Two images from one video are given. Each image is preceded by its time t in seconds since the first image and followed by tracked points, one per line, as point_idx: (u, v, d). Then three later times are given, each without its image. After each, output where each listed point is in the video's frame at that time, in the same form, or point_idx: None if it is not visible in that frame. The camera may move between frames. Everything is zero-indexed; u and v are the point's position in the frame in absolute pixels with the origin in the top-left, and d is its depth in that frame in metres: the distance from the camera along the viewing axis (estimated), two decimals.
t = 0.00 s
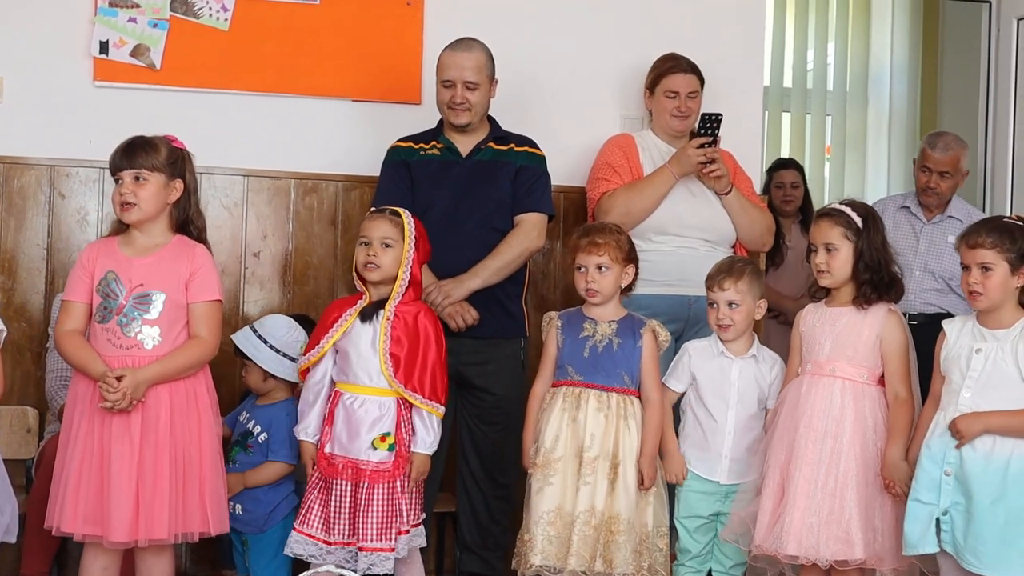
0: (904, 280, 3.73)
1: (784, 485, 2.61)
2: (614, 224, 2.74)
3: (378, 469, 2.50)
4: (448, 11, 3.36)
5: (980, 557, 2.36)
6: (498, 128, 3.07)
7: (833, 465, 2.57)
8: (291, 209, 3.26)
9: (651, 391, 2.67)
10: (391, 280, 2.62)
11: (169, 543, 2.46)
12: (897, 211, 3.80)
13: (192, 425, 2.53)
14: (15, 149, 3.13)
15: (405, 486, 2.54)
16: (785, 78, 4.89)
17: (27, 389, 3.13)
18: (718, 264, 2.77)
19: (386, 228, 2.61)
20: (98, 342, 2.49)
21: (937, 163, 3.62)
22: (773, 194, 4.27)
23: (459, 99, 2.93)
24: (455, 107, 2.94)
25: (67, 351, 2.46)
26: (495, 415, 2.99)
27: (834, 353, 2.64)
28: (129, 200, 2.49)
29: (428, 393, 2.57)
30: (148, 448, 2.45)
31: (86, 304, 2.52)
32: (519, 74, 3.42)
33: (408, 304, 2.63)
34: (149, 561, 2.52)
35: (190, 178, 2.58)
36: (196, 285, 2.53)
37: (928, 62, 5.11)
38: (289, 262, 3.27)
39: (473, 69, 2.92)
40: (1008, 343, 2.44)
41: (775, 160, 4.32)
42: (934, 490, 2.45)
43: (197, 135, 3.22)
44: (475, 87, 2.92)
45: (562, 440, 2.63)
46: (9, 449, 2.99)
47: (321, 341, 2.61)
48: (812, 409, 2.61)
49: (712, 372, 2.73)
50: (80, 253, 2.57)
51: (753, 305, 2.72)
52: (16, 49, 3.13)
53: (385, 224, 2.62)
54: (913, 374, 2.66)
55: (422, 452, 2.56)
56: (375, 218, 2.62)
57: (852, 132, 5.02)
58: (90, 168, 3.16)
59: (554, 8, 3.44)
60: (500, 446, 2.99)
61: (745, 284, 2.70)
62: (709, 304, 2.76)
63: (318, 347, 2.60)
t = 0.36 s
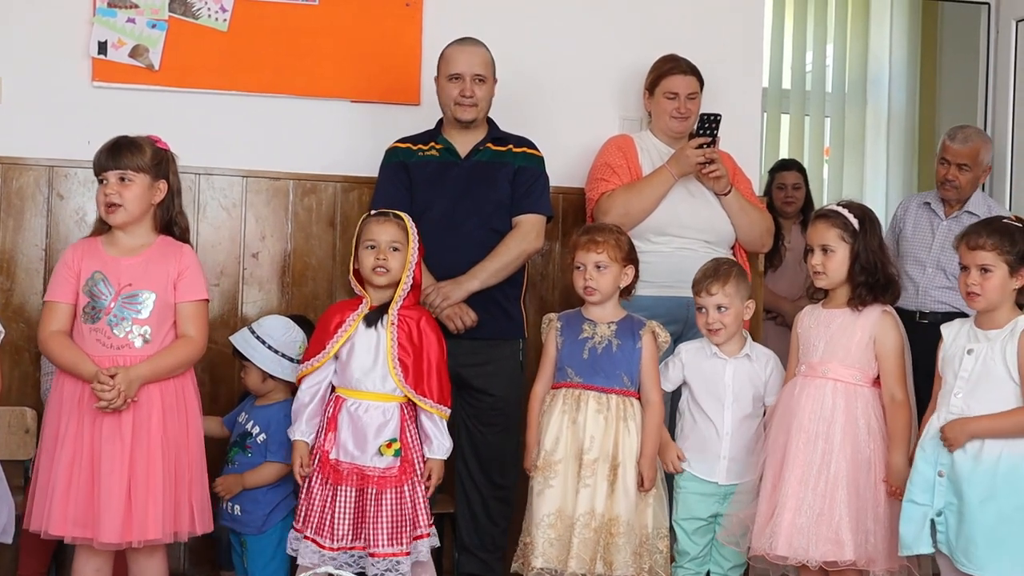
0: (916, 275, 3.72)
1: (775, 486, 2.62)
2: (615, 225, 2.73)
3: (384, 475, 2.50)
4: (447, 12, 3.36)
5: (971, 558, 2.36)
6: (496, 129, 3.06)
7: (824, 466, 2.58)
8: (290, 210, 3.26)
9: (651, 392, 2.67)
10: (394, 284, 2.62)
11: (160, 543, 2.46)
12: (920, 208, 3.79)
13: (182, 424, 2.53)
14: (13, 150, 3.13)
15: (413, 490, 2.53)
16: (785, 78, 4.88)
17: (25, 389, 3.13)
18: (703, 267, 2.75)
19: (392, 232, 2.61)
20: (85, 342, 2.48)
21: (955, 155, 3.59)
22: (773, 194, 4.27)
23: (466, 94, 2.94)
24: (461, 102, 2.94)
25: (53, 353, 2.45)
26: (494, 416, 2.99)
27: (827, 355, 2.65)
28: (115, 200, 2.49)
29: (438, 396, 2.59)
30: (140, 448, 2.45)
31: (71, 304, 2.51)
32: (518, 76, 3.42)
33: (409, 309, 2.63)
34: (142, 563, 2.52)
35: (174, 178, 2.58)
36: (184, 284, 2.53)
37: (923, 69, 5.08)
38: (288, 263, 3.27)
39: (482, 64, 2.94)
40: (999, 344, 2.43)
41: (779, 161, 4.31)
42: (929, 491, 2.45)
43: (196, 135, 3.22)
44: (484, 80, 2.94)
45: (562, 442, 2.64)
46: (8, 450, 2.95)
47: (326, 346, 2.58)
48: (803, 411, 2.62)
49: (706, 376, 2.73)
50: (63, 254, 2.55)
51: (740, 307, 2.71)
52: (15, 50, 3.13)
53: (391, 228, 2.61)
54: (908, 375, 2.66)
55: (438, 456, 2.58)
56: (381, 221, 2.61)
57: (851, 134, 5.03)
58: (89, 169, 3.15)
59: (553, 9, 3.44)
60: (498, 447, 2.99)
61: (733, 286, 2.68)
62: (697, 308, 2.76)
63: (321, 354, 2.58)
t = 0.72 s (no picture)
0: (911, 278, 3.70)
1: (774, 486, 2.62)
2: (614, 225, 2.73)
3: (395, 477, 2.50)
4: (447, 12, 3.36)
5: (969, 558, 2.36)
6: (495, 130, 3.06)
7: (823, 466, 2.58)
8: (290, 210, 3.26)
9: (648, 393, 2.67)
10: (395, 287, 2.61)
11: (159, 542, 2.46)
12: (905, 209, 3.79)
13: (180, 424, 2.54)
14: (13, 150, 3.13)
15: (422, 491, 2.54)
16: (784, 79, 4.89)
17: (24, 389, 3.12)
18: (685, 270, 2.75)
19: (391, 237, 2.60)
20: (82, 341, 2.47)
21: (938, 152, 3.62)
22: (773, 194, 4.27)
23: (467, 94, 2.94)
24: (462, 103, 2.94)
25: (50, 354, 2.44)
26: (493, 416, 2.99)
27: (825, 356, 2.65)
28: (110, 199, 2.48)
29: (442, 397, 2.59)
30: (140, 447, 2.45)
31: (66, 304, 2.50)
32: (518, 76, 3.42)
33: (411, 312, 2.63)
34: (141, 563, 2.52)
35: (168, 178, 2.58)
36: (181, 283, 2.54)
37: (922, 68, 5.04)
38: (288, 263, 3.27)
39: (483, 65, 2.94)
40: (997, 344, 2.43)
41: (780, 161, 4.31)
42: (928, 492, 2.46)
43: (195, 136, 3.22)
44: (486, 81, 2.94)
45: (559, 442, 2.63)
46: (7, 450, 2.95)
47: (331, 352, 2.57)
48: (802, 411, 2.62)
49: (700, 379, 2.73)
50: (56, 255, 2.54)
51: (728, 305, 2.71)
52: (15, 50, 3.13)
53: (390, 233, 2.61)
54: (906, 374, 2.66)
55: (442, 457, 2.59)
56: (380, 227, 2.61)
57: (850, 135, 5.03)
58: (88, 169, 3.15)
59: (553, 9, 3.44)
60: (498, 448, 2.99)
61: (718, 285, 2.68)
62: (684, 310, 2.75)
63: (327, 360, 2.57)
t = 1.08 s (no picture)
0: (908, 280, 3.70)
1: (775, 487, 2.62)
2: (611, 225, 2.73)
3: (385, 479, 2.49)
4: (447, 12, 3.36)
5: (973, 560, 2.35)
6: (496, 129, 3.07)
7: (824, 466, 2.58)
8: (289, 209, 3.26)
9: (645, 393, 2.67)
10: (395, 291, 2.62)
11: (168, 542, 2.46)
12: (899, 210, 3.80)
13: (189, 423, 2.53)
14: (12, 149, 3.13)
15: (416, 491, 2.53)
16: (784, 80, 4.89)
17: (24, 388, 3.12)
18: (678, 270, 2.76)
19: (393, 241, 2.60)
20: (93, 341, 2.47)
21: (930, 151, 3.63)
22: (773, 194, 4.27)
23: (466, 94, 2.94)
24: (461, 103, 2.94)
25: (62, 353, 2.44)
26: (493, 416, 2.98)
27: (826, 356, 2.65)
28: (120, 199, 2.48)
29: (439, 399, 2.60)
30: (151, 446, 2.45)
31: (78, 304, 2.50)
32: (519, 75, 3.42)
33: (409, 313, 2.63)
34: (145, 563, 2.51)
35: (179, 177, 2.58)
36: (192, 281, 2.54)
37: (922, 69, 5.09)
38: (287, 262, 3.27)
39: (482, 65, 2.94)
40: (1000, 346, 2.44)
41: (781, 161, 4.32)
42: (929, 494, 2.45)
43: (195, 135, 3.22)
44: (485, 81, 2.94)
45: (555, 442, 2.64)
46: (6, 449, 2.95)
47: (326, 352, 2.58)
48: (803, 412, 2.62)
49: (692, 380, 2.72)
50: (68, 255, 2.55)
51: (722, 306, 2.71)
52: (14, 49, 3.13)
53: (393, 236, 2.60)
54: (904, 374, 2.66)
55: (444, 456, 2.59)
56: (382, 231, 2.60)
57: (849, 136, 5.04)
58: (87, 168, 3.15)
59: (553, 9, 3.44)
60: (497, 448, 2.99)
61: (711, 285, 2.68)
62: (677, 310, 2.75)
63: (323, 358, 2.58)
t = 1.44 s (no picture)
0: (915, 278, 3.71)
1: (777, 487, 2.62)
2: (611, 225, 2.74)
3: (374, 479, 2.50)
4: (448, 11, 3.36)
5: (967, 560, 2.36)
6: (496, 129, 3.07)
7: (827, 466, 2.58)
8: (289, 208, 3.26)
9: (643, 392, 2.68)
10: (391, 292, 2.62)
11: (176, 542, 2.46)
12: (912, 209, 3.80)
13: (197, 423, 2.53)
14: (13, 148, 3.13)
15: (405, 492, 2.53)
16: (784, 80, 4.88)
17: (24, 387, 3.13)
18: (678, 269, 2.76)
19: (390, 242, 2.60)
20: (105, 342, 2.48)
21: (945, 150, 3.63)
22: (773, 194, 4.26)
23: (466, 94, 2.94)
24: (461, 103, 2.94)
25: (74, 352, 2.45)
26: (493, 416, 2.99)
27: (829, 356, 2.66)
28: (132, 199, 2.48)
29: (431, 403, 2.60)
30: (156, 446, 2.44)
31: (91, 304, 2.50)
32: (519, 75, 3.42)
33: (404, 314, 2.64)
34: (147, 562, 2.52)
35: (192, 177, 2.58)
36: (203, 283, 2.53)
37: (923, 71, 5.12)
38: (287, 262, 3.27)
39: (483, 65, 2.94)
40: (995, 346, 2.44)
41: (783, 161, 4.31)
42: (926, 493, 2.46)
43: (195, 134, 3.22)
44: (485, 81, 2.94)
45: (553, 441, 2.63)
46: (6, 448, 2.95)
47: (320, 350, 2.58)
48: (805, 412, 2.63)
49: (689, 378, 2.72)
50: (82, 255, 2.55)
51: (721, 305, 2.71)
52: (15, 48, 3.13)
53: (389, 237, 2.60)
54: (907, 374, 2.66)
55: (431, 462, 2.59)
56: (380, 232, 2.60)
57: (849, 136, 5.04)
58: (88, 167, 3.15)
59: (554, 8, 3.44)
60: (497, 447, 2.99)
61: (711, 284, 2.68)
62: (676, 307, 2.75)
63: (317, 357, 2.58)
